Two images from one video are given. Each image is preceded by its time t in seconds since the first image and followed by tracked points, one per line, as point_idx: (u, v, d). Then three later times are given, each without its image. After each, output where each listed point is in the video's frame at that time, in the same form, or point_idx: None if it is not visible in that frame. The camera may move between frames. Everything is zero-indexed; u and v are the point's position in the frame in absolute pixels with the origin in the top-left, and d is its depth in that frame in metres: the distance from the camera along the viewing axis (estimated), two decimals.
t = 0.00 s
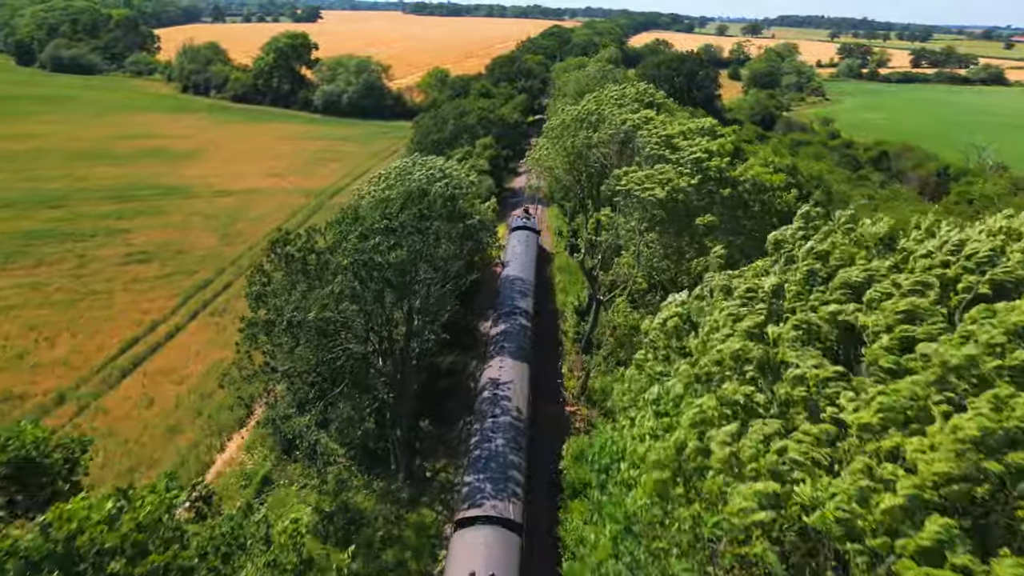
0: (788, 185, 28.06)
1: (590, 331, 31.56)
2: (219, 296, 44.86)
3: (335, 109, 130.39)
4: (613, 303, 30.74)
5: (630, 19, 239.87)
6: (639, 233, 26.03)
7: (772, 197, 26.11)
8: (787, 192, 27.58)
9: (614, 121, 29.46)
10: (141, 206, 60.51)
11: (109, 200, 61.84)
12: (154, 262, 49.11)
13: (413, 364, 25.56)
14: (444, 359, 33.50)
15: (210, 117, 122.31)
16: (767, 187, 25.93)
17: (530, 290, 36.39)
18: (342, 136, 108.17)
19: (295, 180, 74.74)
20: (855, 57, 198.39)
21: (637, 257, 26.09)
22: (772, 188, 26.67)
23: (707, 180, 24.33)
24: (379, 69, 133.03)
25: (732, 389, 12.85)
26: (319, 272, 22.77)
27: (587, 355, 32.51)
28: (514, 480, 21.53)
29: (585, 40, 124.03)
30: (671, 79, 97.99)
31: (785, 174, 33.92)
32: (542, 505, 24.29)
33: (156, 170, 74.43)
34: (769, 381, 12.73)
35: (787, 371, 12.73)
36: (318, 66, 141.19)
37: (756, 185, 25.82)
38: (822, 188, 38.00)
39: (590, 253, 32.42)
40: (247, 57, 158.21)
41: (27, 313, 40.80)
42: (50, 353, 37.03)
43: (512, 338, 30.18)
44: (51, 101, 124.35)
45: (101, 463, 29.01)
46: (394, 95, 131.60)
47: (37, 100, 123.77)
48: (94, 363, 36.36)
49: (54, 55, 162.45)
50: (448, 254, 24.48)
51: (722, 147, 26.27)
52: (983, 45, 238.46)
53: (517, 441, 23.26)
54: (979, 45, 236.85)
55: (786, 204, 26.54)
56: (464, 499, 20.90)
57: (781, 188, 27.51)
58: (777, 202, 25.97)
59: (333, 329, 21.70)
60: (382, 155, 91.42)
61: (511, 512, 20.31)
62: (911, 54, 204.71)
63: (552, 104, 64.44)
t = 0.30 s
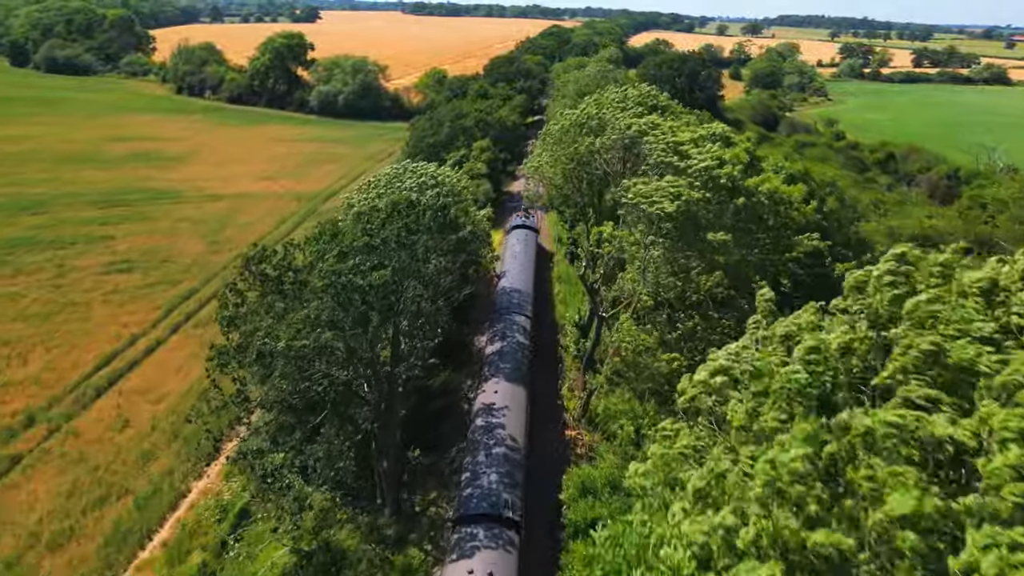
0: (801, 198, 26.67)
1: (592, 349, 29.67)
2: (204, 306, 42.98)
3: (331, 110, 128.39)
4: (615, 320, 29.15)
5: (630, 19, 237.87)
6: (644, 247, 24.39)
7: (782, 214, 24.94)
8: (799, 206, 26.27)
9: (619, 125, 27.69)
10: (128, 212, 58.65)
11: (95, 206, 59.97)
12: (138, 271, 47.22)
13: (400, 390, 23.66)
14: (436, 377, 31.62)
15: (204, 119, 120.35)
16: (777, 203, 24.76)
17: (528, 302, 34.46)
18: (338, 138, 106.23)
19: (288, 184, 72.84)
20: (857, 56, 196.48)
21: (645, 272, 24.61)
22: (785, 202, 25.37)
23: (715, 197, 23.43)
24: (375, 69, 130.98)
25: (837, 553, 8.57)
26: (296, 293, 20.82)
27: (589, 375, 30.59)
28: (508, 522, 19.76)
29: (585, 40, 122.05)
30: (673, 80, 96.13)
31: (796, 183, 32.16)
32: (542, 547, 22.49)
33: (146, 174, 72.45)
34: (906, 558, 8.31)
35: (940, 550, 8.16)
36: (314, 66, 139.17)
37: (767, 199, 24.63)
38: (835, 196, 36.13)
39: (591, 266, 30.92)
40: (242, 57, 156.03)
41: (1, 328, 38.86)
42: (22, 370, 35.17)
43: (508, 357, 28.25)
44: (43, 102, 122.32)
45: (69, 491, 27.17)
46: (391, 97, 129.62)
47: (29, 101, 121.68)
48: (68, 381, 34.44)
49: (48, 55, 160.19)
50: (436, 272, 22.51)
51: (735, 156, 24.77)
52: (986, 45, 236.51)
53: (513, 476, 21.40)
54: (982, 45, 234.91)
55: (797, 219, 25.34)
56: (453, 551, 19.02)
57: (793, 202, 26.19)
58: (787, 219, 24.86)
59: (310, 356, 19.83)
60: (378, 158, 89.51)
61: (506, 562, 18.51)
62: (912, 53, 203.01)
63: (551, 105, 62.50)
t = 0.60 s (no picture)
0: (822, 212, 24.74)
1: (593, 372, 27.52)
2: (184, 320, 40.80)
3: (327, 111, 126.40)
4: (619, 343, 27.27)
5: (630, 19, 235.87)
6: (649, 266, 22.71)
7: (805, 230, 22.98)
8: (821, 220, 24.32)
9: (624, 132, 25.69)
10: (111, 219, 56.46)
11: (77, 213, 57.80)
12: (117, 283, 45.08)
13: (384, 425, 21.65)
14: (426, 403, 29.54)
15: (198, 120, 118.19)
16: (799, 218, 22.83)
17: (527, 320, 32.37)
18: (334, 140, 104.25)
19: (280, 188, 70.69)
20: (859, 57, 194.63)
21: (649, 292, 22.76)
22: (807, 218, 23.40)
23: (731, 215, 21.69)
24: (372, 70, 128.93)
25: None
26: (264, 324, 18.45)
27: (591, 399, 28.60)
28: None
29: (586, 40, 120.03)
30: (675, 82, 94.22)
31: (812, 195, 30.15)
32: None
33: (133, 178, 70.41)
34: None
35: None
36: (310, 67, 137.18)
37: (788, 216, 22.70)
38: (852, 207, 34.00)
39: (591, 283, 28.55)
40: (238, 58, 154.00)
41: None
42: None
43: (503, 384, 26.14)
44: (34, 103, 120.31)
45: (27, 531, 25.14)
46: (388, 98, 127.63)
47: (20, 103, 119.68)
48: (34, 404, 32.35)
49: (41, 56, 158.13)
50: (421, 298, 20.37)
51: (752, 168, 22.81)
52: (988, 45, 234.51)
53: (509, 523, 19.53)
54: (984, 45, 233.05)
55: (820, 235, 23.38)
56: None
57: (815, 216, 24.22)
58: (809, 236, 22.96)
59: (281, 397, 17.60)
60: (374, 161, 87.40)
61: None
62: (914, 53, 201.05)
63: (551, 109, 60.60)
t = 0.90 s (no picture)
0: (846, 231, 22.85)
1: (594, 397, 25.42)
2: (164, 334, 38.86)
3: (322, 113, 124.46)
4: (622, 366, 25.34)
5: (630, 19, 234.08)
6: (656, 289, 20.65)
7: (827, 251, 21.06)
8: (845, 240, 22.41)
9: (628, 141, 23.90)
10: (93, 225, 54.50)
11: (58, 219, 55.80)
12: (94, 293, 43.12)
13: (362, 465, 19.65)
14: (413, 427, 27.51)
15: (190, 121, 116.03)
16: (822, 238, 20.94)
17: (523, 337, 30.35)
18: (329, 142, 102.36)
19: (270, 192, 68.69)
20: (860, 56, 192.80)
21: (655, 316, 20.77)
22: (831, 238, 21.49)
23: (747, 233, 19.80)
24: (368, 70, 126.99)
25: None
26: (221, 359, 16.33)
27: (591, 424, 26.64)
28: None
29: (585, 40, 118.13)
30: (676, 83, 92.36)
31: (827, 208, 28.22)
32: None
33: (119, 181, 68.43)
34: None
35: None
36: (306, 67, 135.24)
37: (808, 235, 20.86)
38: (868, 216, 32.02)
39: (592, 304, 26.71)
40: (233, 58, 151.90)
41: None
42: None
43: (495, 414, 24.14)
44: (24, 104, 118.18)
45: None
46: (385, 99, 125.70)
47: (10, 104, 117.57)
48: None
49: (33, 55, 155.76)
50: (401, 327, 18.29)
51: (769, 183, 20.99)
52: (989, 44, 232.66)
53: None
54: (984, 45, 231.28)
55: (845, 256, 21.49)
56: None
57: (838, 235, 22.31)
58: (833, 257, 21.02)
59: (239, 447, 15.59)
60: (368, 164, 85.42)
61: None
62: (915, 53, 199.19)
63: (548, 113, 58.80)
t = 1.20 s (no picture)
0: (875, 251, 20.88)
1: (593, 425, 23.47)
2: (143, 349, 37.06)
3: (318, 114, 122.60)
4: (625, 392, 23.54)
5: (630, 19, 232.07)
6: (662, 311, 18.71)
7: (853, 273, 19.18)
8: (873, 260, 20.47)
9: (632, 149, 22.19)
10: (75, 231, 52.69)
11: (39, 224, 53.91)
12: (71, 304, 41.24)
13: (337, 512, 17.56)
14: (401, 455, 25.74)
15: (184, 122, 114.10)
16: (848, 259, 19.04)
17: (519, 355, 28.43)
18: (324, 143, 100.55)
19: (261, 196, 66.81)
20: (862, 56, 191.04)
21: (662, 342, 18.94)
22: (857, 258, 19.58)
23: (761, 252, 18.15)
24: (365, 70, 125.05)
25: None
26: (169, 408, 14.26)
27: (591, 452, 24.83)
28: None
29: (585, 39, 116.27)
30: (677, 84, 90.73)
31: (847, 220, 26.24)
32: None
33: (106, 185, 66.57)
34: None
35: None
36: (302, 67, 133.36)
37: (832, 256, 18.99)
38: (886, 226, 30.06)
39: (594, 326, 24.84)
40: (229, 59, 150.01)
41: None
42: None
43: (487, 445, 22.23)
44: (15, 105, 116.13)
45: None
46: (382, 100, 123.83)
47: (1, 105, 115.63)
48: None
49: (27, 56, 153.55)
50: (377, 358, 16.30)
51: (789, 198, 19.20)
52: (991, 44, 230.72)
53: None
54: (987, 45, 229.38)
55: (875, 279, 19.56)
56: None
57: (865, 255, 20.36)
58: (859, 279, 19.13)
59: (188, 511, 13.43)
60: (363, 167, 83.52)
61: None
62: (917, 53, 197.22)
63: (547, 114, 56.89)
